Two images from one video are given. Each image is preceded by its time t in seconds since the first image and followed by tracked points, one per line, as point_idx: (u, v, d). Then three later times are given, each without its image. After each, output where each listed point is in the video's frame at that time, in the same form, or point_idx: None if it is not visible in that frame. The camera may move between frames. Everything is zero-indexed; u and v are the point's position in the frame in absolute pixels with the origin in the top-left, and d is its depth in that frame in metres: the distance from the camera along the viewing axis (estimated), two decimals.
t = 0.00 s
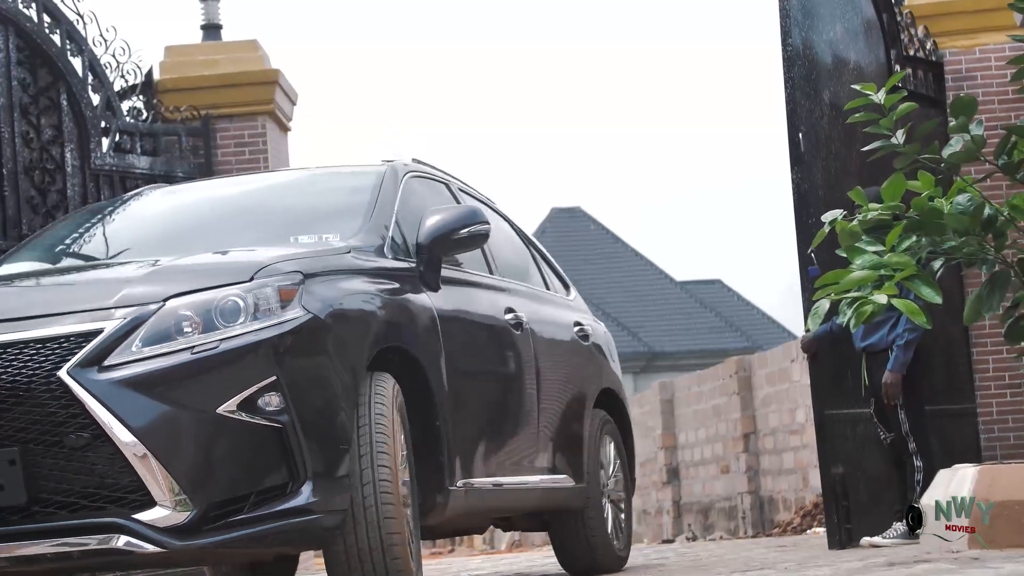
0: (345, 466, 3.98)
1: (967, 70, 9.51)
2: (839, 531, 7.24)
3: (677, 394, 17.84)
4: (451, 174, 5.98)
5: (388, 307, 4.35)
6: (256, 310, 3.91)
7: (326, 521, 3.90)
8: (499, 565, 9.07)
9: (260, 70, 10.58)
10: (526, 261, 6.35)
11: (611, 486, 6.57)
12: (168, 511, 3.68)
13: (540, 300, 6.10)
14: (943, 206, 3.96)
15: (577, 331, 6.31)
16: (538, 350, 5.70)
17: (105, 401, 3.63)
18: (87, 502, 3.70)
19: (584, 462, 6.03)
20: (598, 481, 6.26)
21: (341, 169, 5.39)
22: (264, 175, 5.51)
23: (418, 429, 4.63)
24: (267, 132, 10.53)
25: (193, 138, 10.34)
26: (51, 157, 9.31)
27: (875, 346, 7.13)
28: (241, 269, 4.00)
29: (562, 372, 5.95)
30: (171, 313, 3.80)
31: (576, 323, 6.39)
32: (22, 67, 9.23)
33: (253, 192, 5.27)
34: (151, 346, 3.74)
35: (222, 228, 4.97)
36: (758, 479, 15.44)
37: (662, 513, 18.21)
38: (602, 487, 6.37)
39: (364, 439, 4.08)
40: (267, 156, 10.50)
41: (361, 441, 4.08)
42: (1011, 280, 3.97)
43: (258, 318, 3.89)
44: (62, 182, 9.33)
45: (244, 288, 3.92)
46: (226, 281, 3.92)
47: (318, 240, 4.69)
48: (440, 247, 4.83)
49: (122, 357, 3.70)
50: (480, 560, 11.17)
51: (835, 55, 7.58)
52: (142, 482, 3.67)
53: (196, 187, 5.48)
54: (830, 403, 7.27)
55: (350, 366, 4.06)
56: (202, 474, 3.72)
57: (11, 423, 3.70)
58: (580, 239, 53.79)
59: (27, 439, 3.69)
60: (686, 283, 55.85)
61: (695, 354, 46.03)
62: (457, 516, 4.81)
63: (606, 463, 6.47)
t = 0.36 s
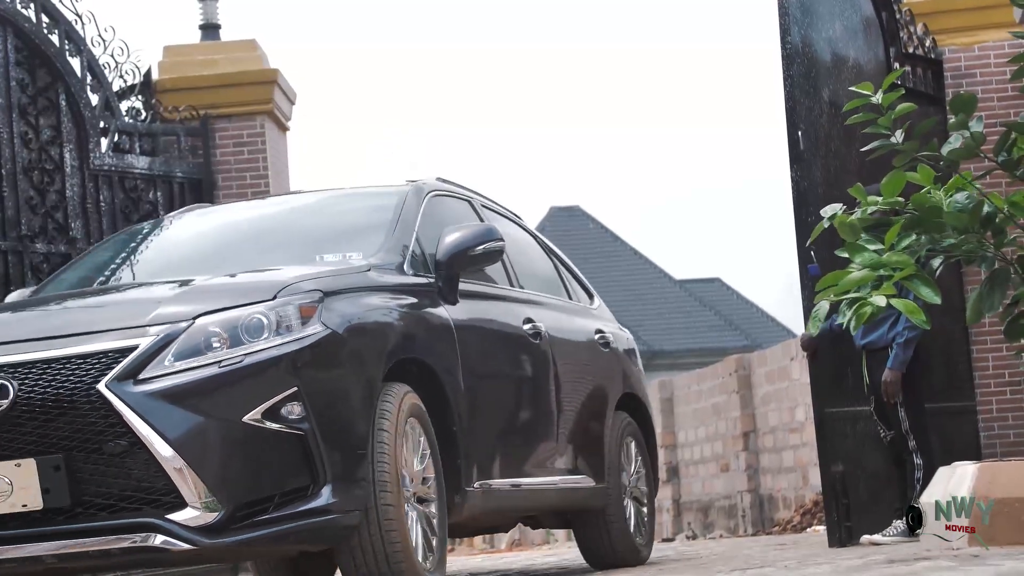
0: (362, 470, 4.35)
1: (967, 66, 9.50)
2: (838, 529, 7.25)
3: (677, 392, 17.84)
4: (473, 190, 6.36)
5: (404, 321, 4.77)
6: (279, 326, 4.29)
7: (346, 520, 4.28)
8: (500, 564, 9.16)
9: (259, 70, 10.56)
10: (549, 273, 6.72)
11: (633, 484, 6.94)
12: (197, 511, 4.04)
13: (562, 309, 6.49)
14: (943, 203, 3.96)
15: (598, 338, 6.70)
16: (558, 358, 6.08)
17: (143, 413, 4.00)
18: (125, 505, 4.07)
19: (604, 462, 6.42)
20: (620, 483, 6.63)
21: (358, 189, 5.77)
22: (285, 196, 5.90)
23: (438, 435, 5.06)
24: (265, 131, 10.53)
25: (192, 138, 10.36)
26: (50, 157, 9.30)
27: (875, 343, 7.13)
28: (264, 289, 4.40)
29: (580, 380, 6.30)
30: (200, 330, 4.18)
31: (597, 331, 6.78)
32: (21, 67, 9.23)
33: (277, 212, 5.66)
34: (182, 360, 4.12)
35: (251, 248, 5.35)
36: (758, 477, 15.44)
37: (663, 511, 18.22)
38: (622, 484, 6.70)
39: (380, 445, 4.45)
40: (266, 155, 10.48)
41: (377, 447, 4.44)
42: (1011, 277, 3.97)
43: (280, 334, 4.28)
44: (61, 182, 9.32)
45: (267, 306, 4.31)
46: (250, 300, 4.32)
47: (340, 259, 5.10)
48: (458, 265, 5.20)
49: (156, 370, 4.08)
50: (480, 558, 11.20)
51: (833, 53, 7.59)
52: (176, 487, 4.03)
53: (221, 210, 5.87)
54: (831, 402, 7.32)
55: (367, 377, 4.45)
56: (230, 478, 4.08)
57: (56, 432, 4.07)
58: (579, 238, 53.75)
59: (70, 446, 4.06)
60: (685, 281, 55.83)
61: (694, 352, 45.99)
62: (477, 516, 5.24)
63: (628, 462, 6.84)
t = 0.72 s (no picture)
0: (399, 472, 4.62)
1: (965, 63, 9.51)
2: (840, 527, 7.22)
3: (677, 391, 17.84)
4: (502, 200, 6.63)
5: (436, 330, 5.04)
6: (325, 337, 4.54)
7: (387, 519, 4.54)
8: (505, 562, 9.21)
9: (257, 70, 10.55)
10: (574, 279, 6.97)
11: (656, 485, 7.17)
12: (248, 511, 4.29)
13: (587, 314, 6.75)
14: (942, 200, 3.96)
15: (623, 341, 6.94)
16: (584, 362, 6.36)
17: (199, 419, 4.24)
18: (182, 506, 4.31)
19: (628, 460, 6.68)
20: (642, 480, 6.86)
21: (379, 205, 6.05)
22: (307, 213, 6.17)
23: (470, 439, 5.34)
24: (264, 131, 10.51)
25: (190, 138, 10.35)
26: (49, 158, 9.30)
27: (875, 340, 7.16)
28: (310, 302, 4.65)
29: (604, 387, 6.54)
30: (251, 341, 4.43)
31: (622, 334, 7.02)
32: (19, 68, 9.24)
33: (303, 228, 5.93)
34: (234, 370, 4.36)
35: (284, 263, 5.62)
36: (758, 475, 15.44)
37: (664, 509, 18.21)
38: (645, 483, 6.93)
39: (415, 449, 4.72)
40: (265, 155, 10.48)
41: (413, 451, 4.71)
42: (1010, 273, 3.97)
43: (327, 343, 4.52)
44: (60, 182, 9.32)
45: (313, 318, 4.56)
46: (296, 313, 4.56)
47: (380, 271, 5.37)
48: (487, 277, 5.49)
49: (210, 379, 4.33)
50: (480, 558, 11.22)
51: (831, 51, 7.60)
52: (229, 489, 4.28)
53: (247, 228, 6.14)
54: (831, 400, 7.26)
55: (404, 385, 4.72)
56: (280, 480, 4.33)
57: (118, 437, 4.32)
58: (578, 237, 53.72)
59: (132, 450, 4.31)
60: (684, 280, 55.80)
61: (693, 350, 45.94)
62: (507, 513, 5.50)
63: (650, 464, 7.08)
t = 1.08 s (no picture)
0: (455, 475, 4.95)
1: (964, 58, 9.50)
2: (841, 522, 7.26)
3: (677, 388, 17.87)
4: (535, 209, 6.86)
5: (485, 336, 5.37)
6: (384, 347, 4.88)
7: (443, 519, 4.87)
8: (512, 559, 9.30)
9: (255, 69, 10.54)
10: (597, 283, 7.19)
11: (677, 478, 7.32)
12: (317, 512, 4.63)
13: (614, 318, 7.00)
14: (943, 193, 3.97)
15: (646, 343, 7.15)
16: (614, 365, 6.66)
17: (269, 425, 4.60)
18: (254, 507, 4.66)
19: (652, 456, 6.89)
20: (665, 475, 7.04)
21: (406, 215, 6.41)
22: (337, 223, 6.53)
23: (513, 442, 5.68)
24: (263, 130, 10.51)
25: (188, 138, 10.33)
26: (48, 159, 9.30)
27: (875, 336, 7.13)
28: (369, 313, 4.97)
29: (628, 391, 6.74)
30: (316, 350, 4.77)
31: (645, 336, 7.22)
32: (18, 68, 9.23)
33: (336, 237, 6.30)
34: (301, 378, 4.70)
35: (323, 272, 5.99)
36: (758, 472, 15.45)
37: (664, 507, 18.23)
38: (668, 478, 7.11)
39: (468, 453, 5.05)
40: (263, 154, 10.47)
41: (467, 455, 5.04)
42: (1012, 267, 3.97)
43: (386, 354, 4.86)
44: (59, 183, 9.32)
45: (373, 329, 4.89)
46: (358, 324, 4.89)
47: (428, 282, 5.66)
48: (528, 285, 5.77)
49: (279, 387, 4.68)
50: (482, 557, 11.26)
51: (830, 47, 7.60)
52: (297, 490, 4.63)
53: (294, 238, 6.45)
54: (831, 395, 7.32)
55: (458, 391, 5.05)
56: (344, 482, 4.67)
57: (192, 442, 4.68)
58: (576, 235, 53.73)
59: (205, 454, 4.67)
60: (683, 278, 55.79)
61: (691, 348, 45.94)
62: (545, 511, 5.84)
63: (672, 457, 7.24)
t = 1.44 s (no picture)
0: (513, 470, 5.35)
1: (964, 49, 9.47)
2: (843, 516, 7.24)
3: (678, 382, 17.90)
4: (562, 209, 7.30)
5: (538, 336, 5.76)
6: (448, 348, 5.29)
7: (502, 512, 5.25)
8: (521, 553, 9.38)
9: (254, 65, 10.54)
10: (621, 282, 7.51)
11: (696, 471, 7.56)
12: (388, 504, 5.05)
13: (639, 316, 7.35)
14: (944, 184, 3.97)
15: (668, 340, 7.48)
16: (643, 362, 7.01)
17: (343, 423, 5.02)
18: (329, 501, 5.07)
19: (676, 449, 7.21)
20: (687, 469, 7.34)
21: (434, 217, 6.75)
22: (367, 225, 6.87)
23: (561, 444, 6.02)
24: (261, 127, 10.49)
25: (187, 135, 10.33)
26: (47, 156, 9.30)
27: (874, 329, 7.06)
28: (430, 317, 5.38)
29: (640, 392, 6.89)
30: (383, 353, 5.19)
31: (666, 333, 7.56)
32: (17, 66, 9.22)
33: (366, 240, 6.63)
34: (370, 378, 5.13)
35: (357, 275, 6.33)
36: (759, 466, 15.47)
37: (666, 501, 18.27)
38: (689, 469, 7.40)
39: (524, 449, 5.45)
40: (262, 151, 10.45)
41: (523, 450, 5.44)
42: (1013, 258, 3.96)
43: (449, 355, 5.27)
44: (59, 180, 9.33)
45: (437, 331, 5.31)
46: (421, 327, 5.30)
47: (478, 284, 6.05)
48: (567, 286, 6.12)
49: (351, 387, 5.10)
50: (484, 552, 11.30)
51: (829, 38, 7.60)
52: (370, 485, 5.05)
53: (336, 238, 6.78)
54: (831, 388, 7.30)
55: (517, 392, 5.45)
56: (412, 476, 5.09)
57: (267, 440, 5.09)
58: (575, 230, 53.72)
59: (281, 451, 5.08)
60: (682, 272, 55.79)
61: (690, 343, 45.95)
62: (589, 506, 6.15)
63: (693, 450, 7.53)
